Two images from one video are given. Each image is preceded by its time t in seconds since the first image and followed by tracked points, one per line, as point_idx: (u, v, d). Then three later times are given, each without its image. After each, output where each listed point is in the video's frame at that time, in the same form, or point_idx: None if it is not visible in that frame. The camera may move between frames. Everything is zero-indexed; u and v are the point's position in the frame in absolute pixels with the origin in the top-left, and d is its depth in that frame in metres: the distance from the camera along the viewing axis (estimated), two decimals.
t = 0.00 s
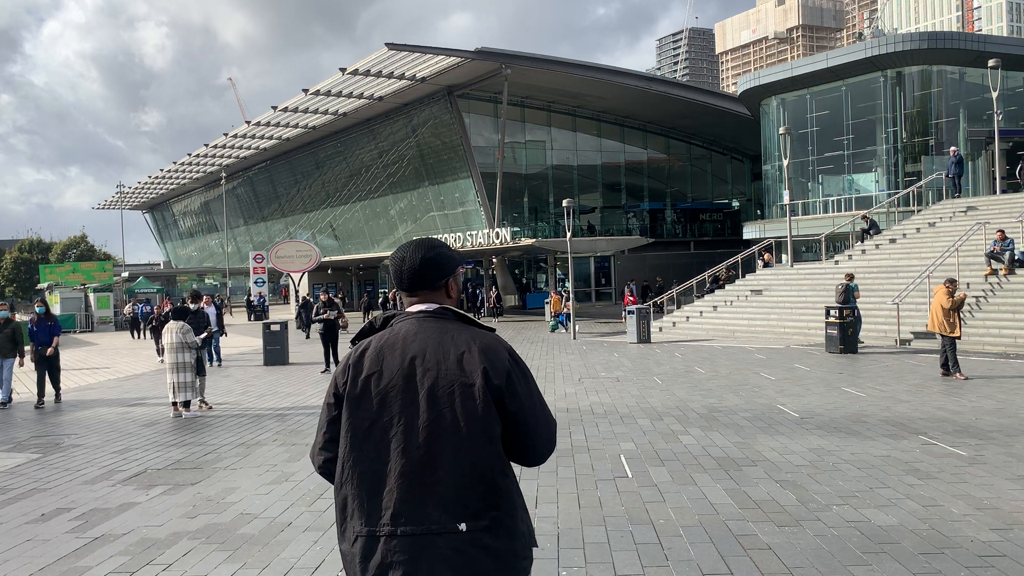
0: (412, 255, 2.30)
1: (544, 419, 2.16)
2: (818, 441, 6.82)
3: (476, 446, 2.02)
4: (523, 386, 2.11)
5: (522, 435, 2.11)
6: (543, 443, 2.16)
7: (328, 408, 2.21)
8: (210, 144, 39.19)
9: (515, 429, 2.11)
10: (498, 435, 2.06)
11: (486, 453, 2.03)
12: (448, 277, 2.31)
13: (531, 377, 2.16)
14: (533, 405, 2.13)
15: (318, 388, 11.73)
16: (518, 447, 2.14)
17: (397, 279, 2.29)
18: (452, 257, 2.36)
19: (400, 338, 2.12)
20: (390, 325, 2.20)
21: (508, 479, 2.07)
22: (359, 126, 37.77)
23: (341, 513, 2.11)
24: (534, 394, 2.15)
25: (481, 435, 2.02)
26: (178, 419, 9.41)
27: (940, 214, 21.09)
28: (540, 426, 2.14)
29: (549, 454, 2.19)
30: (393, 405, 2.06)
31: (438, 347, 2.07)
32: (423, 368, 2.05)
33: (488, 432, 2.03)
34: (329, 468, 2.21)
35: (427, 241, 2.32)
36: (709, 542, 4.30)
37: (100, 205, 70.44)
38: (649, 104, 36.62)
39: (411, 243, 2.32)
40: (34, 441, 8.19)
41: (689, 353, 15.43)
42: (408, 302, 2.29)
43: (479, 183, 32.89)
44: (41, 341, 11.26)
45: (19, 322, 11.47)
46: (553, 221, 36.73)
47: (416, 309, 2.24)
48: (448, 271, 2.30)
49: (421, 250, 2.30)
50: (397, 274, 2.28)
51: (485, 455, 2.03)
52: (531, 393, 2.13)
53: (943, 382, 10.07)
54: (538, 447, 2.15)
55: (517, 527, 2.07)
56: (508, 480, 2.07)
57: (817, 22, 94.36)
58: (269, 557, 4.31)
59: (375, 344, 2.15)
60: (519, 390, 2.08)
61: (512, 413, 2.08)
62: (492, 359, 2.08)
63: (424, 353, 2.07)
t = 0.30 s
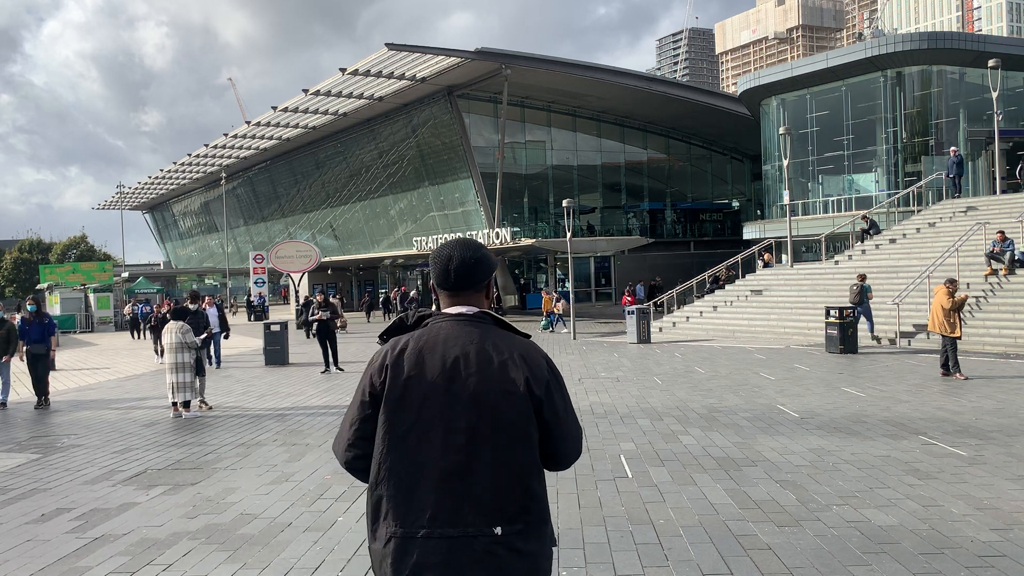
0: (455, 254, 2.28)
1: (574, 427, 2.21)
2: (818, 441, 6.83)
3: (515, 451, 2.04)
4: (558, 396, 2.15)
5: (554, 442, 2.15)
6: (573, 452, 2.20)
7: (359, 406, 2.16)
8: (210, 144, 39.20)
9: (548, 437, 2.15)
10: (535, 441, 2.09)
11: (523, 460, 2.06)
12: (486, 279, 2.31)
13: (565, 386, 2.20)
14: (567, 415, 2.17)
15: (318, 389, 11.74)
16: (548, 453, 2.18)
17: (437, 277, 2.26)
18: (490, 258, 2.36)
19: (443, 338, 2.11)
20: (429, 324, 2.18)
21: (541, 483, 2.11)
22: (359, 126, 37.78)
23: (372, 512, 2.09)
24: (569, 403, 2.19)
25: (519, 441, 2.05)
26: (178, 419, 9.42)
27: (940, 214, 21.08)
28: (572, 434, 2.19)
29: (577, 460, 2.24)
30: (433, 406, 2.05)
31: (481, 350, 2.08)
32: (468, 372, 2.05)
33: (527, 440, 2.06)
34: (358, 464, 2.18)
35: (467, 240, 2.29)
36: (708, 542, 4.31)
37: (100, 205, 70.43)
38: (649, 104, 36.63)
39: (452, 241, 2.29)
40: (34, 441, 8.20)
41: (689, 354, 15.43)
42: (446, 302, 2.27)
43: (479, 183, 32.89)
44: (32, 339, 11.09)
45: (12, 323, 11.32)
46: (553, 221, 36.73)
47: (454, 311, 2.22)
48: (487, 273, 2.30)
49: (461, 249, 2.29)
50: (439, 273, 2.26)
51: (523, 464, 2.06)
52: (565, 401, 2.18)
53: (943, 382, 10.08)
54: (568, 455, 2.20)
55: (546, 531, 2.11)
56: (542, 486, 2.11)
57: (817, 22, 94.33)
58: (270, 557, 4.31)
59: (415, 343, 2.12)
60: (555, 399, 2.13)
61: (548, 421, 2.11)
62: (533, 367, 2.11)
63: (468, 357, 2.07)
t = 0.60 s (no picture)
0: (488, 254, 2.28)
1: (606, 431, 2.16)
2: (818, 441, 6.82)
3: (541, 454, 2.03)
4: (589, 400, 2.12)
5: (583, 446, 2.12)
6: (604, 457, 2.15)
7: (391, 406, 2.19)
8: (210, 144, 39.20)
9: (578, 440, 2.11)
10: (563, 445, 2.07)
11: (549, 463, 2.04)
12: (519, 279, 2.30)
13: (597, 389, 2.16)
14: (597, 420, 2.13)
15: (318, 389, 11.72)
16: (577, 456, 2.14)
17: (470, 278, 2.26)
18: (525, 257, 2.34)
19: (471, 339, 2.12)
20: (459, 325, 2.19)
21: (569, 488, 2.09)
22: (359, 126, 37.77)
23: (402, 510, 2.12)
24: (600, 408, 2.15)
25: (545, 445, 2.04)
26: (178, 419, 9.41)
27: (940, 214, 21.07)
28: (603, 438, 2.14)
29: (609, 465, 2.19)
30: (458, 406, 2.07)
31: (508, 353, 2.07)
32: (494, 375, 2.05)
33: (552, 444, 2.04)
34: (390, 463, 2.22)
35: (499, 239, 2.28)
36: (709, 542, 4.30)
37: (100, 205, 70.45)
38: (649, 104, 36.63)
39: (484, 240, 2.29)
40: (34, 441, 8.19)
41: (689, 353, 15.41)
42: (478, 302, 2.27)
43: (479, 183, 32.90)
44: (25, 343, 10.81)
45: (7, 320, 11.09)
46: (553, 221, 36.71)
47: (485, 311, 2.22)
48: (519, 274, 2.29)
49: (495, 249, 2.28)
50: (470, 272, 2.27)
51: (550, 468, 2.05)
52: (596, 405, 2.14)
53: (943, 382, 10.08)
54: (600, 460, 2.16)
55: (573, 536, 2.09)
56: (569, 489, 2.09)
57: (817, 23, 94.33)
58: (270, 557, 4.31)
59: (443, 346, 2.14)
60: (585, 404, 2.09)
61: (577, 425, 2.08)
62: (562, 370, 2.08)
63: (495, 360, 2.07)
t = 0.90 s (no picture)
0: (507, 255, 2.26)
1: (615, 445, 2.06)
2: (817, 441, 6.83)
3: (537, 462, 1.99)
4: (594, 414, 2.02)
5: (587, 459, 2.03)
6: (611, 473, 2.04)
7: (409, 399, 2.28)
8: (210, 144, 39.20)
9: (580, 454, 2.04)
10: (561, 455, 2.01)
11: (545, 473, 1.99)
12: (539, 282, 2.28)
13: (606, 401, 2.06)
14: (603, 434, 2.02)
15: (318, 389, 11.73)
16: (583, 470, 2.05)
17: (487, 280, 2.26)
18: (547, 260, 2.30)
19: (479, 342, 2.14)
20: (471, 327, 2.21)
21: (568, 498, 2.04)
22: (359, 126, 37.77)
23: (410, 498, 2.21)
24: (607, 422, 2.05)
25: (541, 456, 1.99)
26: (178, 419, 9.42)
27: (940, 214, 21.07)
28: (611, 452, 2.04)
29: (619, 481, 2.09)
30: (461, 408, 2.09)
31: (511, 360, 2.05)
32: (494, 380, 2.06)
33: (548, 455, 1.98)
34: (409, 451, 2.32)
35: (521, 242, 2.26)
36: (708, 542, 4.31)
37: (100, 205, 70.45)
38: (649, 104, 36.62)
39: (507, 243, 2.27)
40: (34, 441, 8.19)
41: (689, 353, 15.42)
42: (496, 305, 2.26)
43: (480, 183, 32.91)
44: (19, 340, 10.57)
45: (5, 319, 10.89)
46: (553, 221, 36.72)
47: (501, 314, 2.21)
48: (538, 276, 2.26)
49: (515, 251, 2.26)
50: (488, 275, 2.27)
51: (545, 479, 2.00)
52: (604, 419, 2.04)
53: (943, 382, 10.09)
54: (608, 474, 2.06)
55: (571, 547, 2.04)
56: (568, 500, 2.03)
57: (817, 23, 94.27)
58: (269, 557, 4.31)
59: (454, 346, 2.18)
60: (587, 417, 2.00)
61: (578, 439, 2.00)
62: (565, 379, 2.02)
63: (496, 365, 2.07)
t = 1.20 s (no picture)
0: (506, 255, 2.25)
1: (597, 455, 1.97)
2: (818, 441, 6.82)
3: (512, 466, 1.99)
4: (569, 421, 1.94)
5: (567, 463, 1.96)
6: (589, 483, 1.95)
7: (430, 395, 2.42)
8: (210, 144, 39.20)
9: (560, 457, 1.97)
10: (536, 459, 1.98)
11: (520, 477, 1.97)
12: (536, 283, 2.25)
13: (588, 408, 1.97)
14: (578, 442, 1.94)
15: (318, 389, 11.73)
16: (565, 477, 1.99)
17: (485, 281, 2.29)
18: (548, 261, 2.27)
19: (473, 342, 2.18)
20: (470, 327, 2.25)
21: (549, 504, 2.00)
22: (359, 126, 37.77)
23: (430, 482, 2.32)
24: (586, 431, 1.95)
25: (517, 458, 1.97)
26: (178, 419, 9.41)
27: (940, 214, 21.07)
28: (589, 460, 1.96)
29: (606, 484, 1.99)
30: (454, 408, 2.16)
31: (490, 362, 2.07)
32: (478, 381, 2.09)
33: (521, 459, 1.96)
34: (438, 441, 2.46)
35: (517, 242, 2.25)
36: (708, 542, 4.30)
37: (100, 205, 70.46)
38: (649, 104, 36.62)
39: (503, 244, 2.27)
40: (33, 441, 8.19)
41: (689, 354, 15.42)
42: (497, 305, 2.28)
43: (479, 183, 32.93)
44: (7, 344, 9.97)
45: None
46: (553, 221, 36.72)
47: (499, 314, 2.23)
48: (535, 277, 2.24)
49: (512, 252, 2.25)
50: (486, 277, 2.30)
51: (522, 483, 1.97)
52: (582, 426, 1.94)
53: (944, 382, 10.08)
54: (591, 482, 1.99)
55: (556, 553, 2.01)
56: (548, 503, 2.00)
57: (817, 22, 94.25)
58: (269, 557, 4.31)
59: (454, 347, 2.26)
60: (559, 424, 1.93)
61: (550, 446, 1.94)
62: (540, 385, 1.95)
63: (480, 368, 2.09)
